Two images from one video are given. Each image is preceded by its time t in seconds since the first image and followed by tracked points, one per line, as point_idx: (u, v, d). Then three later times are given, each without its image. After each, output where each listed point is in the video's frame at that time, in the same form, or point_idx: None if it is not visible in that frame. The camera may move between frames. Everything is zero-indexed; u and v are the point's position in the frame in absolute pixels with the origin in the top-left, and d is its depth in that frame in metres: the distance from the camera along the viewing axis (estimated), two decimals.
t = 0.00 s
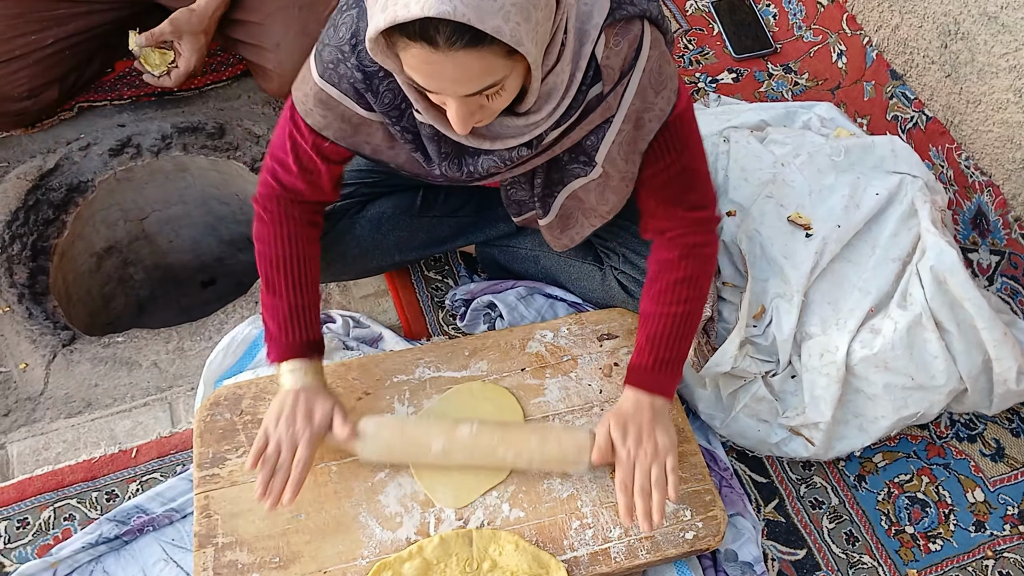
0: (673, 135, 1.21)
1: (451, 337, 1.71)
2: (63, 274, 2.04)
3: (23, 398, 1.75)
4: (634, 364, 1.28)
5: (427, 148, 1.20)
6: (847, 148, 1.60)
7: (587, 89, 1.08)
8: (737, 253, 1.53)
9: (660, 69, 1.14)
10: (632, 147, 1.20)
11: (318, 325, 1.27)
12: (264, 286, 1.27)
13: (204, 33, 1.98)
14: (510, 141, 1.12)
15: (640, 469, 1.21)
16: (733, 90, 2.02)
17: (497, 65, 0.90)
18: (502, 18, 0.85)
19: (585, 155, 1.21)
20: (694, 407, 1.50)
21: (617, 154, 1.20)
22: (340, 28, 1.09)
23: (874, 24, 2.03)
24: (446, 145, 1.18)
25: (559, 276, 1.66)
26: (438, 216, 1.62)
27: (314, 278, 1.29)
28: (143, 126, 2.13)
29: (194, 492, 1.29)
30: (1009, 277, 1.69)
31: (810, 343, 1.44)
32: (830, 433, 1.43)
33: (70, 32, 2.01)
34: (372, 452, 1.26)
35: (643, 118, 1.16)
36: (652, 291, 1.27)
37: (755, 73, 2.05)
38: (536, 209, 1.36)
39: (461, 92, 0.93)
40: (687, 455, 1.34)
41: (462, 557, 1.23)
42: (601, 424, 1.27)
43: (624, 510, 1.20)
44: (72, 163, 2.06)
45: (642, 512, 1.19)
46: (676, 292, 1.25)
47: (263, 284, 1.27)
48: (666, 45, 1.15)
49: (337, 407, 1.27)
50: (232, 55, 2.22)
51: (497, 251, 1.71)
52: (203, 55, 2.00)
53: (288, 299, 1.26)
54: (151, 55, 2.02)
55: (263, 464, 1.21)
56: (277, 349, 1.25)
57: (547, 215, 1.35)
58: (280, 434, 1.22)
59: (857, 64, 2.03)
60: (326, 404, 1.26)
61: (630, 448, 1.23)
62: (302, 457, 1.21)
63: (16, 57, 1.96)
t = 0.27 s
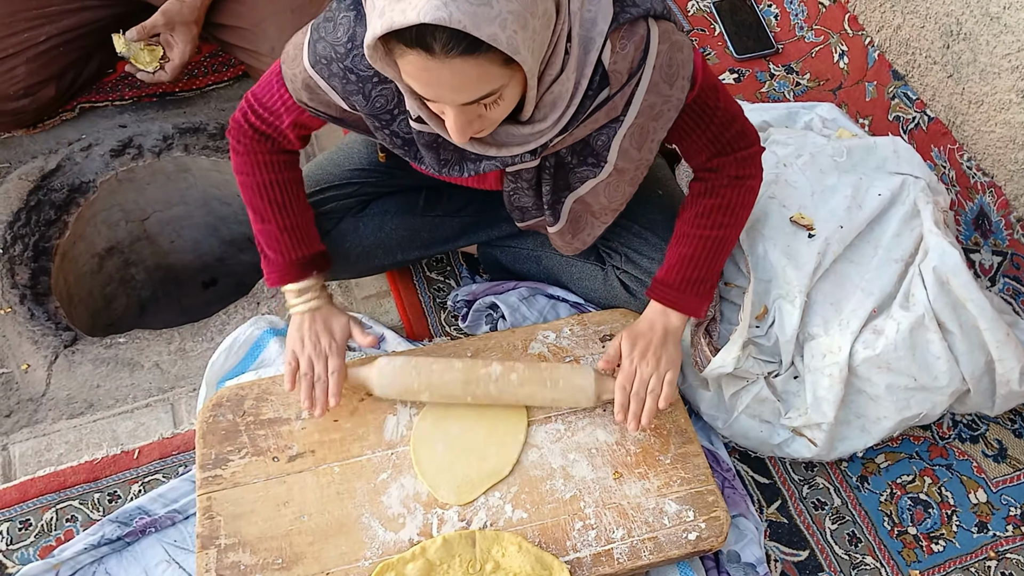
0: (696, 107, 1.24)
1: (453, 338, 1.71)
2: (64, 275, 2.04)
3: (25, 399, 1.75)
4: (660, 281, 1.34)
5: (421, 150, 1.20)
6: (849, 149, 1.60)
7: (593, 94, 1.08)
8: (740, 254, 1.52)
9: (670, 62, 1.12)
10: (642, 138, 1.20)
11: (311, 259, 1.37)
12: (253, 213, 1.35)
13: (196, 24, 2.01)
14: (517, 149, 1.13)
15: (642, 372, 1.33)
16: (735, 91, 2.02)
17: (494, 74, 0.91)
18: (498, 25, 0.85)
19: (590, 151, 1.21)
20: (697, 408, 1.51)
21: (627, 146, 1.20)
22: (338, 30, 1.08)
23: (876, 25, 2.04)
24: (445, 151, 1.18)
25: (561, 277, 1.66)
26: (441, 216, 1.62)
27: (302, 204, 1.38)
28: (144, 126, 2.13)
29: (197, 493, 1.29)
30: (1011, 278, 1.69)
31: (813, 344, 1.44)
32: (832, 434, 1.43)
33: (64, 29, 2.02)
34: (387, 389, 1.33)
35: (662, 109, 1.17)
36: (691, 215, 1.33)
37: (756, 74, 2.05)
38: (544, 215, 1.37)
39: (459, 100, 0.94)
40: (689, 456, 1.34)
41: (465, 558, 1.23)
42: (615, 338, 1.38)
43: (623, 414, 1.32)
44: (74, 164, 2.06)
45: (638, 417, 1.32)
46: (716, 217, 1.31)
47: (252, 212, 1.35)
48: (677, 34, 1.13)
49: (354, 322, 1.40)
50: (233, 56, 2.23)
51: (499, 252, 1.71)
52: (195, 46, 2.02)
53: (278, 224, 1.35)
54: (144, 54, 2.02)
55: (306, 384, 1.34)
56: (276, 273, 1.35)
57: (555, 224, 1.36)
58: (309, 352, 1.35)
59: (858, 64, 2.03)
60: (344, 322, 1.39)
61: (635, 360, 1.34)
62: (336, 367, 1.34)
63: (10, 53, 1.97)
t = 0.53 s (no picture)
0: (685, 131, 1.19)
1: (453, 340, 1.72)
2: (63, 278, 2.04)
3: (24, 402, 1.75)
4: (644, 335, 1.28)
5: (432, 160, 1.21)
6: (848, 152, 1.61)
7: (589, 92, 1.09)
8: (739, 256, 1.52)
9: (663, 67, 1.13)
10: (640, 147, 1.19)
11: (306, 311, 1.25)
12: (253, 283, 1.24)
13: (190, 22, 1.98)
14: (518, 148, 1.13)
15: (640, 431, 1.25)
16: (733, 93, 2.02)
17: (509, 79, 0.90)
18: (515, 33, 0.86)
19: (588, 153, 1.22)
20: (695, 411, 1.50)
21: (624, 154, 1.19)
22: (343, 44, 1.08)
23: (875, 27, 2.04)
24: (454, 153, 1.19)
25: (560, 280, 1.66)
26: (442, 224, 1.62)
27: (302, 271, 1.26)
28: (143, 129, 2.13)
29: (196, 497, 1.29)
30: (1010, 280, 1.69)
31: (812, 347, 1.44)
32: (831, 437, 1.43)
33: (58, 29, 2.02)
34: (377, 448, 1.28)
35: (652, 117, 1.16)
36: (663, 277, 1.27)
37: (755, 76, 2.05)
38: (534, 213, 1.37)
39: (473, 106, 0.93)
40: (689, 459, 1.34)
41: (464, 562, 1.23)
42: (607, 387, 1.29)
43: (625, 466, 1.25)
44: (73, 167, 2.06)
45: (643, 476, 1.24)
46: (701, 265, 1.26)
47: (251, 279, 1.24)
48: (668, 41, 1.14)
49: (342, 393, 1.26)
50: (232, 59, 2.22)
51: (499, 255, 1.71)
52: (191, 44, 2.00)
53: (278, 294, 1.23)
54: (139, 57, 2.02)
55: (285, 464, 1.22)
56: (276, 342, 1.23)
57: (551, 222, 1.36)
58: (291, 427, 1.22)
59: (857, 66, 2.02)
60: (329, 392, 1.25)
61: (632, 412, 1.25)
62: (315, 448, 1.22)
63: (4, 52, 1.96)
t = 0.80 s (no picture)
0: (669, 140, 1.20)
1: (452, 340, 1.72)
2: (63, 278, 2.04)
3: (24, 402, 1.75)
4: (634, 379, 1.26)
5: (432, 168, 1.19)
6: (847, 152, 1.61)
7: (584, 95, 1.07)
8: (737, 255, 1.52)
9: (652, 71, 1.14)
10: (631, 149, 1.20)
11: (319, 343, 1.18)
12: (270, 342, 1.18)
13: (177, 20, 1.98)
14: (516, 152, 1.11)
15: (658, 477, 1.25)
16: (732, 93, 2.03)
17: (509, 82, 0.91)
18: (518, 37, 0.85)
19: (586, 160, 1.20)
20: (694, 410, 1.50)
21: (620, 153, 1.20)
22: (343, 58, 1.06)
23: (874, 27, 2.03)
24: (452, 161, 1.17)
25: (559, 280, 1.67)
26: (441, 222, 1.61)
27: (327, 340, 1.20)
28: (142, 129, 2.13)
29: (195, 497, 1.29)
30: (1009, 280, 1.70)
31: (811, 347, 1.44)
32: (830, 436, 1.43)
33: (56, 28, 2.03)
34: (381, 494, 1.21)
35: (638, 121, 1.16)
36: (648, 302, 1.26)
37: (754, 76, 2.06)
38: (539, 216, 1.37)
39: (473, 109, 0.93)
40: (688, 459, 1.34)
41: (464, 561, 1.23)
42: (609, 440, 1.28)
43: (654, 513, 1.23)
44: (73, 167, 2.06)
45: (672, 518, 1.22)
46: (686, 295, 1.24)
47: (271, 340, 1.18)
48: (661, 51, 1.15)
49: (343, 469, 1.21)
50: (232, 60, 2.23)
51: (498, 255, 1.71)
52: (180, 43, 1.99)
53: (293, 355, 1.17)
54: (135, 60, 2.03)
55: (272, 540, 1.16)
56: (284, 410, 1.18)
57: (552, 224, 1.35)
58: (285, 500, 1.17)
59: (856, 66, 2.03)
60: (331, 465, 1.21)
61: (644, 460, 1.25)
62: (307, 524, 1.17)
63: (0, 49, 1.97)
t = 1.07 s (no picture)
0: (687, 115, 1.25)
1: (451, 342, 1.72)
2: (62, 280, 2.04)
3: (24, 403, 1.75)
4: (641, 303, 1.35)
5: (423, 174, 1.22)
6: (846, 154, 1.62)
7: (586, 100, 1.08)
8: (736, 257, 1.53)
9: (657, 67, 1.13)
10: (639, 145, 1.21)
11: (291, 276, 1.27)
12: (244, 270, 1.27)
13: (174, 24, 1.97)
14: (521, 163, 1.11)
15: (640, 401, 1.31)
16: (732, 95, 2.03)
17: (527, 95, 0.91)
18: (540, 48, 0.87)
19: (589, 160, 1.22)
20: (693, 411, 1.51)
21: (624, 154, 1.21)
22: (332, 60, 1.07)
23: (873, 28, 2.01)
24: (447, 169, 1.19)
25: (558, 281, 1.67)
26: (439, 219, 1.61)
27: (294, 269, 1.29)
28: (142, 131, 2.13)
29: (195, 498, 1.29)
30: (1008, 281, 1.70)
31: (810, 348, 1.44)
32: (829, 438, 1.43)
33: (54, 31, 2.03)
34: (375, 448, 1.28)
35: (651, 116, 1.18)
36: (662, 247, 1.33)
37: (753, 77, 2.07)
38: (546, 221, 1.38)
39: (491, 123, 0.93)
40: (688, 460, 1.34)
41: (464, 563, 1.23)
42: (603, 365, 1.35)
43: (633, 438, 1.29)
44: (72, 169, 2.06)
45: (650, 440, 1.29)
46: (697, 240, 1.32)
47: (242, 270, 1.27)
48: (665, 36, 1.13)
49: (337, 388, 1.30)
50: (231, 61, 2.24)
51: (498, 257, 1.71)
52: (178, 45, 1.98)
53: (270, 283, 1.26)
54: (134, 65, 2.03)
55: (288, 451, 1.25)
56: (267, 332, 1.26)
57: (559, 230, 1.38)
58: (289, 420, 1.26)
59: (855, 67, 2.03)
60: (326, 390, 1.29)
61: (630, 387, 1.32)
62: (315, 439, 1.25)
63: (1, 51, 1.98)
